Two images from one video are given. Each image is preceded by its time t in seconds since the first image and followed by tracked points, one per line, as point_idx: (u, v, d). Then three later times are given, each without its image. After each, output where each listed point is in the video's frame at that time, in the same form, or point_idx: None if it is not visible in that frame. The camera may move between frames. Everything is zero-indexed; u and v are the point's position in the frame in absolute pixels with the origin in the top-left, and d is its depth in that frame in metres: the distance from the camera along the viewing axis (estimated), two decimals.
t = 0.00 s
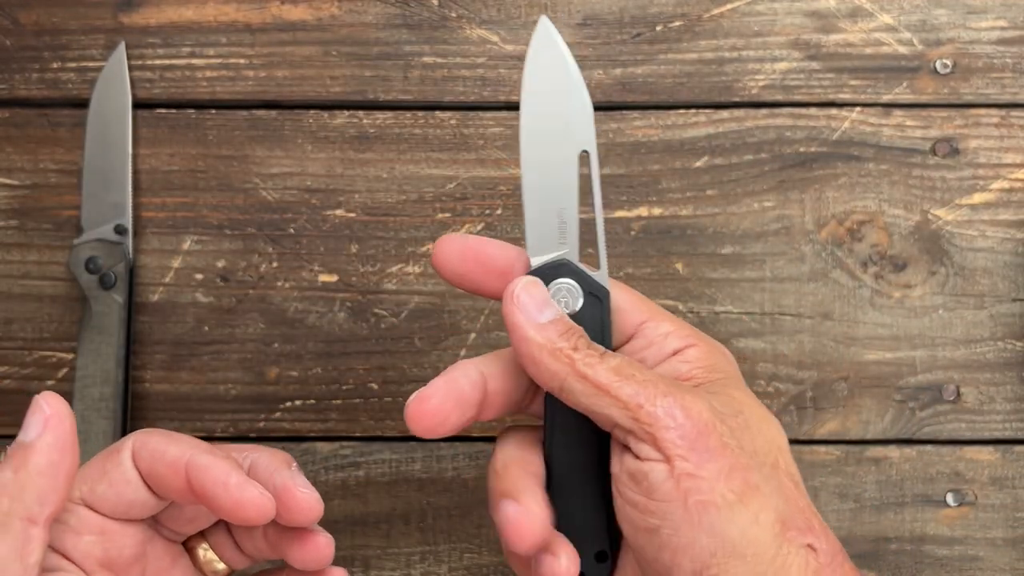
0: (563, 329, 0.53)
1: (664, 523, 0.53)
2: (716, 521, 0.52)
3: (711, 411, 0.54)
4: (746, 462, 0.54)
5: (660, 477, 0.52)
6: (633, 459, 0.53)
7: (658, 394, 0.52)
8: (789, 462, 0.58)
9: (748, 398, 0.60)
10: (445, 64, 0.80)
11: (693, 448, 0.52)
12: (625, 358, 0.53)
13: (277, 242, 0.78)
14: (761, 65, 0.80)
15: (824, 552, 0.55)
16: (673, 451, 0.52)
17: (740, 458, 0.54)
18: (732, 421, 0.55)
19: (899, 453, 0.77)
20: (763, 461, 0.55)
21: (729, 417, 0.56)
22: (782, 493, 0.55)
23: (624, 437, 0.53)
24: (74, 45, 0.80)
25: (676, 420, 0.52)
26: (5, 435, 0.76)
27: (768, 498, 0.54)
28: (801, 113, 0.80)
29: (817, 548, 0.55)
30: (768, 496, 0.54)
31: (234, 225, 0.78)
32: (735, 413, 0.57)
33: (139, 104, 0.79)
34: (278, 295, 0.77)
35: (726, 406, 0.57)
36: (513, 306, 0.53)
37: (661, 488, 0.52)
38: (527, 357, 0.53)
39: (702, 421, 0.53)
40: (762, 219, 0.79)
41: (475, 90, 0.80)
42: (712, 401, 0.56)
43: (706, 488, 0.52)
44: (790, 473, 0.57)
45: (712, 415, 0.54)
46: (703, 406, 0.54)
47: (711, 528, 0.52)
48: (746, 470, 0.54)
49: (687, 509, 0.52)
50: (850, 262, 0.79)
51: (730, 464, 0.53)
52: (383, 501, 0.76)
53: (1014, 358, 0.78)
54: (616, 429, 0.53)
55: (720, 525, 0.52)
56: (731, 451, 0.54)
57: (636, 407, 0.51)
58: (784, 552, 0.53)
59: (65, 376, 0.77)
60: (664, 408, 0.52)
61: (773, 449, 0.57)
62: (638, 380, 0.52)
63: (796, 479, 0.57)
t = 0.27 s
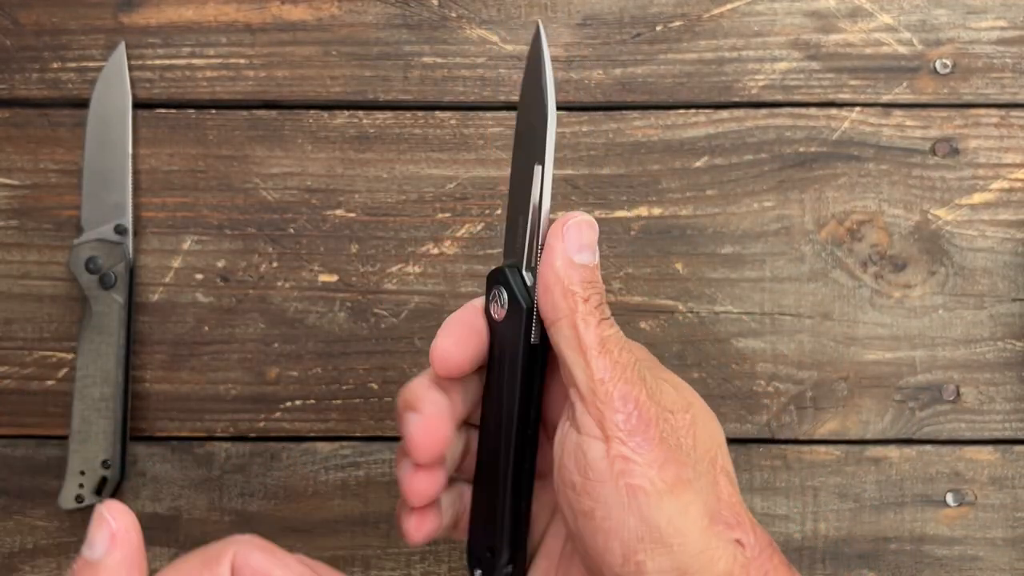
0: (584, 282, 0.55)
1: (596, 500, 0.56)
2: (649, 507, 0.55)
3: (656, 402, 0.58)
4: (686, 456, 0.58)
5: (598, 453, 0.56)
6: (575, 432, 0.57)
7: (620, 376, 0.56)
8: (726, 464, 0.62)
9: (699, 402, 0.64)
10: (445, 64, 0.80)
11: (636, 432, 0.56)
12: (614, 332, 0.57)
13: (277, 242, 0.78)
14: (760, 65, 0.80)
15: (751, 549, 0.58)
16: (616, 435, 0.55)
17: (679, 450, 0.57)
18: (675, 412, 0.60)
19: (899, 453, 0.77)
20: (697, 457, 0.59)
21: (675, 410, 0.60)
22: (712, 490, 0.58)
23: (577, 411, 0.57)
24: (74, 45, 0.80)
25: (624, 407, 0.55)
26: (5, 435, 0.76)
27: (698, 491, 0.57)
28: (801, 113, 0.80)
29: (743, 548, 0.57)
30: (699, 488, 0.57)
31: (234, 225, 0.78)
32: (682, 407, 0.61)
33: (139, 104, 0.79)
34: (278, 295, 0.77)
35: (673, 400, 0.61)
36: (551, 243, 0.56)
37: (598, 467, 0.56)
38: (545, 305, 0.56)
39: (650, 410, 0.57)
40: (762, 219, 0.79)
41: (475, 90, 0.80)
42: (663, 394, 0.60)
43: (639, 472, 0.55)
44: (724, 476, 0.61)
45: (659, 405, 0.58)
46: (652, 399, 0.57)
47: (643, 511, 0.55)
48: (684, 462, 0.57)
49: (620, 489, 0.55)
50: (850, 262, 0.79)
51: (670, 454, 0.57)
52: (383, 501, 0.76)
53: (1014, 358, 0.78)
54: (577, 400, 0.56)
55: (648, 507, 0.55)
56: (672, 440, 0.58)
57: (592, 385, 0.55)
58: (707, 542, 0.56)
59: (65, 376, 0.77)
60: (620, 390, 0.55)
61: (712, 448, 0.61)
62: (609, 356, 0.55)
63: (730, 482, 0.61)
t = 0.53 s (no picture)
0: (484, 269, 0.48)
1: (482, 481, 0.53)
2: (513, 488, 0.52)
3: (546, 369, 0.52)
4: (572, 431, 0.52)
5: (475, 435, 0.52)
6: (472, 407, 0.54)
7: (496, 357, 0.49)
8: (633, 435, 0.55)
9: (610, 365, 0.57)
10: (445, 64, 0.80)
11: (500, 416, 0.51)
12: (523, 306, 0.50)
13: (277, 242, 0.78)
14: (760, 65, 0.80)
15: (643, 525, 0.54)
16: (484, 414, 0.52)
17: (562, 429, 0.52)
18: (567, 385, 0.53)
19: (899, 452, 0.77)
20: (589, 432, 0.53)
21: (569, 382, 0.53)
22: (606, 469, 0.53)
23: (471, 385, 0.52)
24: (74, 45, 0.80)
25: (502, 389, 0.50)
26: (5, 435, 0.76)
27: (581, 471, 0.52)
28: (801, 113, 0.80)
29: (629, 525, 0.53)
30: (581, 464, 0.52)
31: (234, 225, 0.78)
32: (581, 377, 0.54)
33: (139, 104, 0.79)
34: (278, 295, 0.77)
35: (569, 370, 0.54)
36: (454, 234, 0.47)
37: (478, 451, 0.52)
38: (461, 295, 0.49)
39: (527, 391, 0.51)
40: (762, 219, 0.79)
41: (475, 90, 0.80)
42: (558, 363, 0.53)
43: (510, 455, 0.51)
44: (627, 448, 0.54)
45: (546, 380, 0.52)
46: (535, 378, 0.51)
47: (514, 493, 0.52)
48: (562, 440, 0.52)
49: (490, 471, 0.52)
50: (850, 262, 0.79)
51: (549, 434, 0.52)
52: (383, 500, 0.76)
53: (1013, 358, 0.78)
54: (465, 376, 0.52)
55: (516, 490, 0.52)
56: (560, 417, 0.52)
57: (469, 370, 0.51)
58: (585, 522, 0.53)
59: (65, 376, 0.77)
60: (502, 374, 0.50)
61: (616, 418, 0.54)
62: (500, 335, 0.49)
63: (635, 453, 0.55)
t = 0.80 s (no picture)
0: (422, 289, 0.53)
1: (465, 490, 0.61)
2: (488, 501, 0.58)
3: (501, 381, 0.56)
4: (528, 443, 0.56)
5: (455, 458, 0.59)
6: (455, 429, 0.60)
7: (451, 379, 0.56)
8: (592, 432, 0.57)
9: (567, 357, 0.58)
10: (445, 64, 0.80)
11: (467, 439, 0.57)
12: (466, 322, 0.55)
13: (277, 242, 0.78)
14: (760, 65, 0.80)
15: (610, 523, 0.57)
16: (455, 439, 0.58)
17: (520, 442, 0.56)
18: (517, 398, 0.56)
19: (899, 452, 0.77)
20: (546, 439, 0.56)
21: (519, 393, 0.56)
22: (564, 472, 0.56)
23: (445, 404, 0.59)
24: (74, 45, 0.80)
25: (470, 409, 0.56)
26: (6, 435, 0.76)
27: (541, 477, 0.56)
28: (800, 113, 0.80)
29: (596, 522, 0.57)
30: (546, 473, 0.56)
31: (234, 225, 0.78)
32: (532, 384, 0.56)
33: (139, 104, 0.79)
34: (278, 295, 0.78)
35: (521, 376, 0.56)
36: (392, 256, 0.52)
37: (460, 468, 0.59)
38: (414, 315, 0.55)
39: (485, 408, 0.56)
40: (762, 219, 0.79)
41: (475, 90, 0.80)
42: (510, 373, 0.56)
43: (481, 473, 0.57)
44: (588, 446, 0.57)
45: (498, 396, 0.56)
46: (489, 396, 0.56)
47: (489, 503, 0.58)
48: (525, 450, 0.56)
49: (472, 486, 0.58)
50: (850, 262, 0.79)
51: (510, 448, 0.56)
52: (383, 500, 0.76)
53: (1013, 358, 0.78)
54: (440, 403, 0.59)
55: (493, 502, 0.58)
56: (517, 429, 0.56)
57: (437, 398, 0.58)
58: (555, 522, 0.57)
59: (65, 376, 0.77)
60: (458, 393, 0.56)
61: (571, 419, 0.56)
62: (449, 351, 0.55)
63: (597, 446, 0.57)
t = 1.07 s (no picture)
0: (488, 324, 0.58)
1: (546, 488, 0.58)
2: (583, 485, 0.55)
3: (574, 365, 0.56)
4: (617, 419, 0.55)
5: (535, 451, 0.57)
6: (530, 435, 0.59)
7: (525, 376, 0.56)
8: (676, 408, 0.56)
9: (635, 342, 0.58)
10: (445, 64, 0.80)
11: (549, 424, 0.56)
12: (529, 336, 0.58)
13: (277, 242, 0.78)
14: (760, 65, 0.80)
15: (709, 488, 0.55)
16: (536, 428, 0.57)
17: (608, 419, 0.55)
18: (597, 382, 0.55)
19: (899, 452, 0.77)
20: (632, 416, 0.55)
21: (596, 376, 0.55)
22: (655, 447, 0.55)
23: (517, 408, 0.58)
24: (74, 45, 0.80)
25: (552, 395, 0.55)
26: (6, 434, 0.76)
27: (636, 453, 0.54)
28: (800, 113, 0.80)
29: (698, 487, 0.55)
30: (638, 446, 0.54)
31: (234, 225, 0.78)
32: (608, 368, 0.56)
33: (139, 105, 0.79)
34: (278, 295, 0.78)
35: (595, 365, 0.56)
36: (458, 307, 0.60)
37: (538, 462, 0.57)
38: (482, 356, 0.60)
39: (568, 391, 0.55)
40: (762, 219, 0.79)
41: (475, 90, 0.80)
42: (581, 363, 0.56)
43: (571, 455, 0.55)
44: (676, 422, 0.56)
45: (576, 380, 0.55)
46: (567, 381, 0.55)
47: (579, 490, 0.56)
48: (615, 427, 0.55)
49: (559, 474, 0.56)
50: (850, 261, 0.79)
51: (599, 425, 0.55)
52: (383, 500, 0.76)
53: (1013, 358, 0.78)
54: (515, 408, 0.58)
55: (585, 484, 0.55)
56: (600, 409, 0.55)
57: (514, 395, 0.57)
58: (652, 499, 0.55)
59: (65, 376, 0.77)
60: (533, 386, 0.56)
61: (653, 397, 0.56)
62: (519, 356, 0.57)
63: (684, 422, 0.56)
